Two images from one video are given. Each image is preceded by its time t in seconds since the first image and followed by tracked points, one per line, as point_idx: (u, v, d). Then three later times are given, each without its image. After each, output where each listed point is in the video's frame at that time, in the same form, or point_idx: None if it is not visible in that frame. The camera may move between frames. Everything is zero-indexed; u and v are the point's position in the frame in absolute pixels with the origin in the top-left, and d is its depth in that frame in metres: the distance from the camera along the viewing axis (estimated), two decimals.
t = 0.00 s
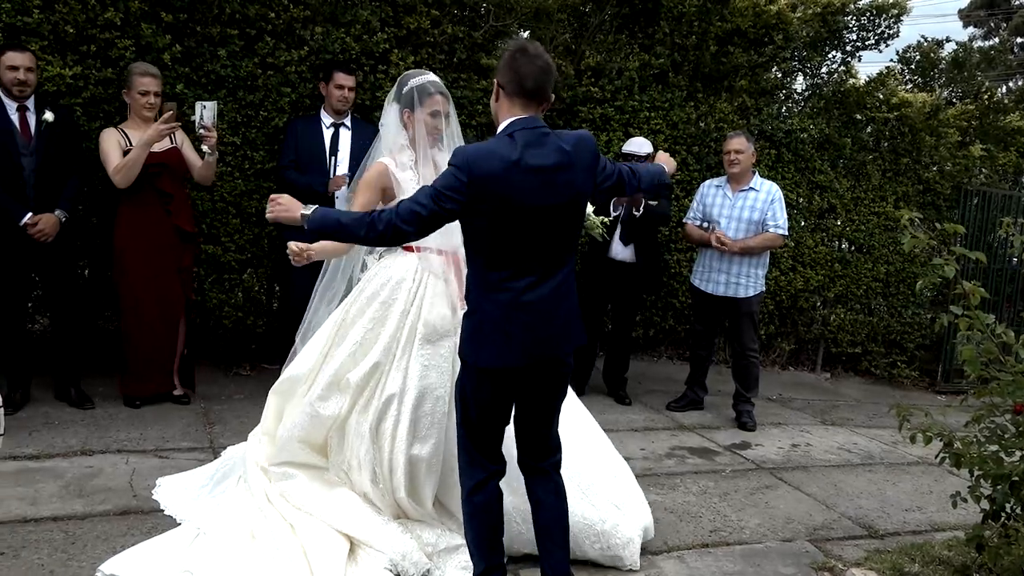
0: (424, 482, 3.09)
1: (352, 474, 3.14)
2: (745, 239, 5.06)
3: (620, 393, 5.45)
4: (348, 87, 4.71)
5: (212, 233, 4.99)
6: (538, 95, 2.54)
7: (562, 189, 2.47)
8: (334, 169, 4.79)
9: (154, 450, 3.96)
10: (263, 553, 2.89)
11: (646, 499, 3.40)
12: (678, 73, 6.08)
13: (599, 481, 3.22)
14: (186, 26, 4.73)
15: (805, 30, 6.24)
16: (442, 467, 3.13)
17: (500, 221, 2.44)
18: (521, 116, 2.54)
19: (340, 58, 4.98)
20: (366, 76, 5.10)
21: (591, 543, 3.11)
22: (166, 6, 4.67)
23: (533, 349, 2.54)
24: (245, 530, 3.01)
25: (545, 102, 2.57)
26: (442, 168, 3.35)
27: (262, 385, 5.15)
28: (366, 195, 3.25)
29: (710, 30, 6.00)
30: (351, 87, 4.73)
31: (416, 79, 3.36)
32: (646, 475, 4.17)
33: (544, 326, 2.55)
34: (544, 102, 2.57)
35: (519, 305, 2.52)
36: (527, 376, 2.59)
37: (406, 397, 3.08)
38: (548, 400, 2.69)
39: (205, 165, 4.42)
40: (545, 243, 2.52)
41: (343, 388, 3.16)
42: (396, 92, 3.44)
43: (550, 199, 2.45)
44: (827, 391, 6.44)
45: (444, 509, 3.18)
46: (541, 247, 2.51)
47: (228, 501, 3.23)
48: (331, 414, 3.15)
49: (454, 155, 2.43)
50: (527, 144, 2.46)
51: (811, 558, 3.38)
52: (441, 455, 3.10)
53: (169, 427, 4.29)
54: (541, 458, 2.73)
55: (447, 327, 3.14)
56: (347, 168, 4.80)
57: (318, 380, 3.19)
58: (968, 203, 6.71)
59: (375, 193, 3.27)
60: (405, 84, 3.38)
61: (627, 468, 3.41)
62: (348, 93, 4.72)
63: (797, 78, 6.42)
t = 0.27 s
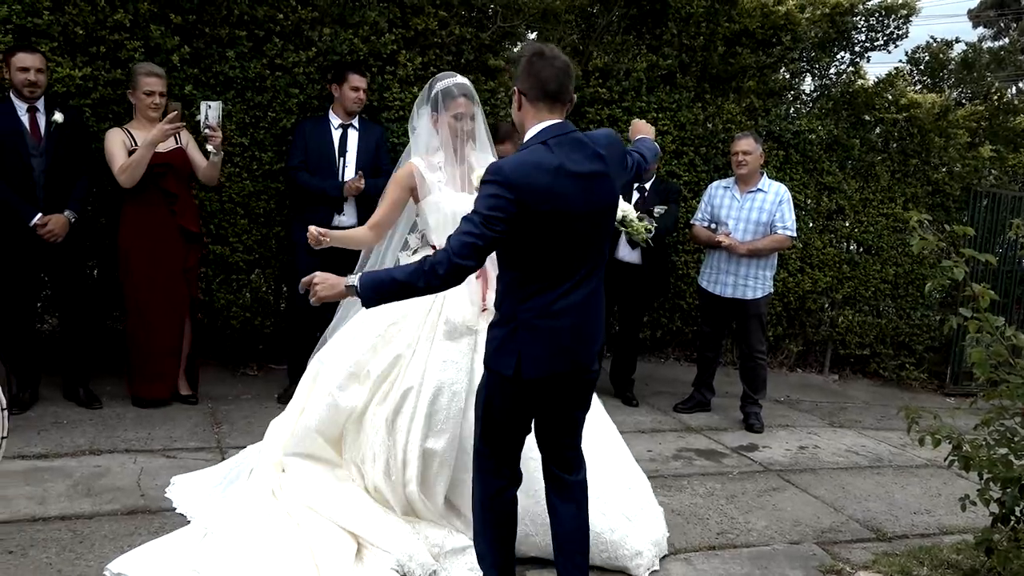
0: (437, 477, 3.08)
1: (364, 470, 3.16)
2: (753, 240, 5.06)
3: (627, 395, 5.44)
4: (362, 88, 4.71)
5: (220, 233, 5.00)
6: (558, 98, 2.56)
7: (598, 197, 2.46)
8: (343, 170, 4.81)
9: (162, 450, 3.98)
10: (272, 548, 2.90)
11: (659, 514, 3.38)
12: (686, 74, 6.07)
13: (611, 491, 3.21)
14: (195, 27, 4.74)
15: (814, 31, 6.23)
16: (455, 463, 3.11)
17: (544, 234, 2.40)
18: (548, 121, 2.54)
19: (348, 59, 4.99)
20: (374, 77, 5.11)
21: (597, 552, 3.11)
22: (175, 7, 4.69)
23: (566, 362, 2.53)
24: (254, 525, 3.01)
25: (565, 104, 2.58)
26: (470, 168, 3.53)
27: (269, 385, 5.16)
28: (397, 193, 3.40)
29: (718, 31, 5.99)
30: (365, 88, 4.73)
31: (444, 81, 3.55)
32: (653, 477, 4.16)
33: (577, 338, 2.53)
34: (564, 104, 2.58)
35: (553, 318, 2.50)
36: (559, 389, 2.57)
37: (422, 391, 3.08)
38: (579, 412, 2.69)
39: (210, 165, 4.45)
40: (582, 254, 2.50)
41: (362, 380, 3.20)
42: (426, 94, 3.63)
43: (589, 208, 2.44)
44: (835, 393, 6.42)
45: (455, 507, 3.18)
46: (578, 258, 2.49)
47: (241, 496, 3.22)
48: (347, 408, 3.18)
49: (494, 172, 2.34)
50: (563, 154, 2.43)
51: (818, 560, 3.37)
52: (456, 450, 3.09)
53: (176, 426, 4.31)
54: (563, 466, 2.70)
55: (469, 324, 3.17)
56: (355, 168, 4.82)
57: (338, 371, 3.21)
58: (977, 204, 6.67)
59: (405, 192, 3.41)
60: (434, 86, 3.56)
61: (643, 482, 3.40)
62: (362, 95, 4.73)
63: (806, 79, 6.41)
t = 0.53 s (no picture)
0: (441, 474, 3.10)
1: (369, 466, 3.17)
2: (756, 243, 5.05)
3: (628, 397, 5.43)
4: (367, 90, 4.72)
5: (222, 234, 5.00)
6: (596, 103, 2.52)
7: (641, 202, 2.44)
8: (344, 173, 4.82)
9: (163, 451, 3.98)
10: (275, 545, 2.90)
11: (675, 527, 3.31)
12: (689, 76, 6.07)
13: (618, 498, 3.20)
14: (198, 28, 4.75)
15: (817, 34, 6.22)
16: (459, 462, 3.13)
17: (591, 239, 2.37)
18: (584, 125, 2.49)
19: (351, 61, 5.00)
20: (377, 79, 5.12)
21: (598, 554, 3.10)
22: (179, 8, 4.70)
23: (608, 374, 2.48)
24: (259, 522, 3.01)
25: (603, 109, 2.54)
26: (487, 175, 3.66)
27: (270, 387, 5.16)
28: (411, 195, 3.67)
29: (721, 34, 5.99)
30: (369, 90, 4.74)
31: (468, 91, 3.66)
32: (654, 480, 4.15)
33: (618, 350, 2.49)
34: (601, 109, 2.54)
35: (594, 329, 2.45)
36: (598, 401, 2.53)
37: (428, 389, 3.13)
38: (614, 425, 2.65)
39: (211, 166, 4.46)
40: (623, 262, 2.47)
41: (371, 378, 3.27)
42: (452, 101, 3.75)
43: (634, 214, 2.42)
44: (837, 397, 6.41)
45: (458, 508, 3.18)
46: (618, 266, 2.47)
47: (246, 496, 3.23)
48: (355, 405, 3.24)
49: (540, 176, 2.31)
50: (607, 156, 2.40)
51: (820, 565, 3.36)
52: (460, 447, 3.12)
53: (178, 428, 4.31)
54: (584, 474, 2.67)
55: (474, 325, 3.30)
56: (358, 171, 4.83)
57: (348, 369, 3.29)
58: (980, 207, 6.63)
59: (421, 196, 3.68)
60: (458, 95, 3.68)
61: (658, 493, 3.34)
62: (367, 98, 4.74)
63: (809, 82, 6.41)
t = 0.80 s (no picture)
0: (443, 467, 3.10)
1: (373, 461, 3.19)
2: (756, 246, 5.05)
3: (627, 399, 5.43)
4: (367, 92, 4.72)
5: (222, 236, 5.00)
6: (632, 103, 2.51)
7: (672, 206, 2.44)
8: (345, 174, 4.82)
9: (162, 452, 3.97)
10: (277, 539, 2.95)
11: (678, 526, 3.32)
12: (689, 79, 6.07)
13: (619, 496, 3.20)
14: (199, 30, 4.75)
15: (817, 37, 6.23)
16: (460, 456, 3.13)
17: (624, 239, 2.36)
18: (622, 125, 2.48)
19: (351, 63, 5.00)
20: (377, 81, 5.12)
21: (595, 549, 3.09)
22: (180, 10, 4.70)
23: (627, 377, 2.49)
24: (264, 517, 3.07)
25: (637, 109, 2.54)
26: (492, 173, 3.68)
27: (268, 388, 5.16)
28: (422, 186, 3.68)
29: (721, 37, 6.00)
30: (370, 93, 4.74)
31: (474, 87, 3.64)
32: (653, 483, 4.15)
33: (637, 353, 2.50)
34: (637, 109, 2.54)
35: (616, 331, 2.46)
36: (616, 404, 2.54)
37: (429, 381, 3.17)
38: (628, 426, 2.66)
39: (210, 167, 4.46)
40: (648, 265, 2.48)
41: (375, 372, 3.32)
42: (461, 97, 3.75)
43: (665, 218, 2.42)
44: (836, 400, 6.41)
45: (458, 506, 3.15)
46: (643, 269, 2.47)
47: (255, 490, 3.28)
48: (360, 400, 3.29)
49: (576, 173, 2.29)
50: (641, 157, 2.39)
51: (819, 568, 3.36)
52: (461, 439, 3.13)
53: (177, 429, 4.30)
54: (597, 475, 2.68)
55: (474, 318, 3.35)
56: (359, 173, 4.83)
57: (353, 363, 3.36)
58: (980, 210, 6.64)
59: (431, 188, 3.68)
60: (465, 91, 3.67)
61: (662, 491, 3.34)
62: (367, 100, 4.74)
63: (808, 85, 6.42)
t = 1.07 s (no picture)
0: (434, 462, 3.09)
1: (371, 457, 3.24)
2: (757, 249, 5.05)
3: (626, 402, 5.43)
4: (369, 93, 4.72)
5: (221, 236, 5.00)
6: (655, 109, 2.52)
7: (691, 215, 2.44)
8: (345, 175, 4.83)
9: (160, 452, 3.97)
10: (272, 531, 3.04)
11: (678, 533, 3.20)
12: (689, 81, 6.06)
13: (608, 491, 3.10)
14: (199, 30, 4.75)
15: (817, 40, 6.23)
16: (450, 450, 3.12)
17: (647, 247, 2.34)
18: (646, 131, 2.49)
19: (352, 63, 5.00)
20: (377, 82, 5.12)
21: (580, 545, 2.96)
22: (180, 10, 4.70)
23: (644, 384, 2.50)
24: (270, 512, 3.17)
25: (660, 115, 2.55)
26: (492, 176, 3.69)
27: (267, 389, 5.16)
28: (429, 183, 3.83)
29: (722, 39, 6.00)
30: (371, 94, 4.74)
31: (478, 92, 3.70)
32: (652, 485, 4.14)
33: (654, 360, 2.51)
34: (659, 115, 2.55)
35: (635, 340, 2.45)
36: (635, 411, 2.54)
37: (420, 375, 3.21)
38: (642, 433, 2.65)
39: (208, 167, 4.46)
40: (667, 272, 2.47)
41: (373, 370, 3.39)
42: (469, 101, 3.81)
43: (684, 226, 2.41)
44: (835, 403, 6.41)
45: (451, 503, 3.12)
46: (662, 277, 2.46)
47: (265, 489, 3.40)
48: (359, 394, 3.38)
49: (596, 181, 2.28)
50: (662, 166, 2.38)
51: (818, 571, 3.36)
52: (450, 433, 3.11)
53: (175, 429, 4.30)
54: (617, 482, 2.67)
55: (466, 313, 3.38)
56: (359, 173, 4.83)
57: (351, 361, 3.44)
58: (980, 214, 6.64)
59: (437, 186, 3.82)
60: (470, 96, 3.73)
61: (663, 496, 3.25)
62: (368, 101, 4.74)
63: (809, 88, 6.42)
